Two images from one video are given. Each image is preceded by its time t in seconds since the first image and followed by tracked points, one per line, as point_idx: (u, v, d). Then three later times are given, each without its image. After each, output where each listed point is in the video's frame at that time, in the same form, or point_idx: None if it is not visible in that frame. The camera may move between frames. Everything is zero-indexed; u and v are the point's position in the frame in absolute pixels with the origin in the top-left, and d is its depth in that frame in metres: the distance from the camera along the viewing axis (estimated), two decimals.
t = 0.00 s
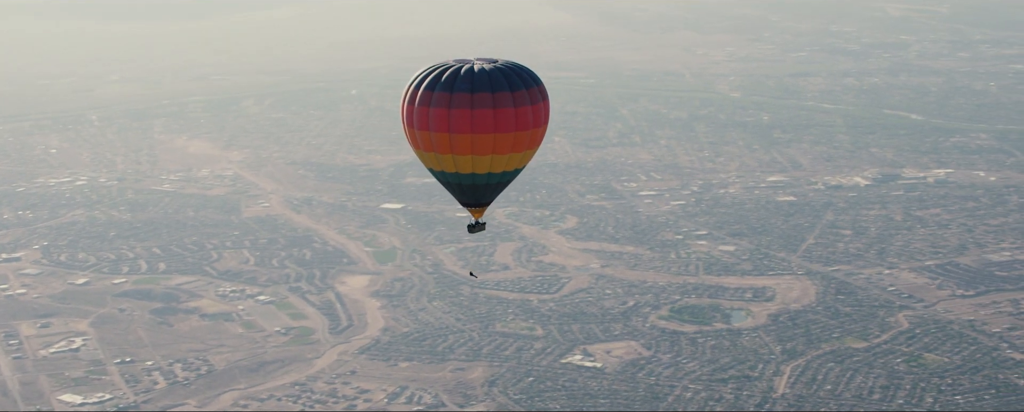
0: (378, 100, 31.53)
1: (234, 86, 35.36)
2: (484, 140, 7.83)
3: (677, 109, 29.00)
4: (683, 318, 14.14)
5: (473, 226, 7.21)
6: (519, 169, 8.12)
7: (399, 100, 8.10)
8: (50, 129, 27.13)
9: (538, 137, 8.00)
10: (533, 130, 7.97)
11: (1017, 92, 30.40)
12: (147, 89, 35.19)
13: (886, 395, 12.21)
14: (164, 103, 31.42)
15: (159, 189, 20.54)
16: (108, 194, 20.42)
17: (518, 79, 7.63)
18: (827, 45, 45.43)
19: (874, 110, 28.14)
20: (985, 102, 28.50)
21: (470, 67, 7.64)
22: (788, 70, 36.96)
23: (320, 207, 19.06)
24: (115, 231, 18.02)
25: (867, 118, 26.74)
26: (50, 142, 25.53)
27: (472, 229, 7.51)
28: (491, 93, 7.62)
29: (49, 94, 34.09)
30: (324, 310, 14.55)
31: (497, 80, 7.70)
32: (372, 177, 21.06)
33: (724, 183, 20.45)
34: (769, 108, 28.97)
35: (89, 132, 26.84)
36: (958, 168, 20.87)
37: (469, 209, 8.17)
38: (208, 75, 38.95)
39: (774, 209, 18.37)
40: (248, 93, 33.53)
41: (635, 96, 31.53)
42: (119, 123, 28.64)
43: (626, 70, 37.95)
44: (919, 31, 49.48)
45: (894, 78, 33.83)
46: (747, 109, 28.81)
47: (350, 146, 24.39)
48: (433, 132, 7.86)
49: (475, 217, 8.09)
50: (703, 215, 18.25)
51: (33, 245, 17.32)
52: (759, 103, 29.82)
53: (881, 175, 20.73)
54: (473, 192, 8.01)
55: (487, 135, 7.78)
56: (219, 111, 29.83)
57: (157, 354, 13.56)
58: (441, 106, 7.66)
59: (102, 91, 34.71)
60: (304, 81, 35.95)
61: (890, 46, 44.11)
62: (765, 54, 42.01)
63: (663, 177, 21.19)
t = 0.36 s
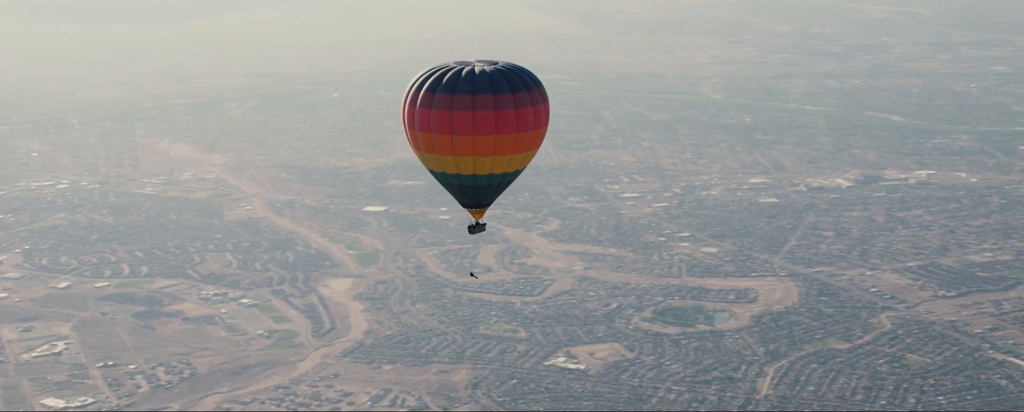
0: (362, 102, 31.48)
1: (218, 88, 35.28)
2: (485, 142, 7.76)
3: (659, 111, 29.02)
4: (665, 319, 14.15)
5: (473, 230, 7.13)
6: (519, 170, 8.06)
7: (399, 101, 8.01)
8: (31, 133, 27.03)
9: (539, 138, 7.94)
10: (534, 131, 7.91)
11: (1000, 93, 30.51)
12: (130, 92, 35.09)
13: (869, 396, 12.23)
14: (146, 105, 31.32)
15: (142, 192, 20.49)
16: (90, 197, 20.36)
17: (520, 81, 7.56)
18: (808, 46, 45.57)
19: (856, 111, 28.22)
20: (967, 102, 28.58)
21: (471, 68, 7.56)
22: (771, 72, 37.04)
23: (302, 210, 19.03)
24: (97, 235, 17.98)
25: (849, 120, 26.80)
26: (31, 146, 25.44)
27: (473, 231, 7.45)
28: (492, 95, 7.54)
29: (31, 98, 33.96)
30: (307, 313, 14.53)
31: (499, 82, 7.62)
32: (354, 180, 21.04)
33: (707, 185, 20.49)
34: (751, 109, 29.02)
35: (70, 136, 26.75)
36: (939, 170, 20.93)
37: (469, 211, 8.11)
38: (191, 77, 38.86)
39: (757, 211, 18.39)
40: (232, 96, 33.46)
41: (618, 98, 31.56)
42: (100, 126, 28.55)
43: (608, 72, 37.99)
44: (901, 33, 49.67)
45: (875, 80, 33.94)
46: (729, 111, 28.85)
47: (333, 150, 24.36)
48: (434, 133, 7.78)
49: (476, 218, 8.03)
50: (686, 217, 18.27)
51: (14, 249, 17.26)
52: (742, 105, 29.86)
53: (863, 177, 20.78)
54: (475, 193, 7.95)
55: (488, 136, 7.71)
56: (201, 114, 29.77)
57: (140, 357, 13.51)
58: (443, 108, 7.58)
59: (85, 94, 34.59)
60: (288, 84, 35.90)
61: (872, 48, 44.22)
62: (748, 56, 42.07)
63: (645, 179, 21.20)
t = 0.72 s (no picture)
0: (347, 105, 31.44)
1: (203, 91, 35.20)
2: (485, 143, 7.94)
3: (642, 113, 29.02)
4: (651, 321, 14.17)
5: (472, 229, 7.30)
6: (519, 171, 8.23)
7: (400, 103, 8.20)
8: (15, 137, 26.94)
9: (539, 139, 8.11)
10: (534, 133, 8.08)
11: (983, 93, 30.65)
12: (115, 95, 34.98)
13: (854, 397, 12.25)
14: (129, 108, 31.22)
15: (126, 195, 20.44)
16: (74, 200, 20.32)
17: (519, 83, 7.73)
18: (792, 48, 45.66)
19: (839, 113, 28.28)
20: (950, 104, 28.69)
21: (471, 70, 7.74)
22: (755, 74, 37.09)
23: (287, 212, 19.00)
24: (81, 238, 17.94)
25: (833, 122, 26.87)
26: (14, 149, 25.35)
27: (472, 230, 7.63)
28: (492, 96, 7.72)
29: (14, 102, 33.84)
30: (292, 316, 14.51)
31: (498, 83, 7.79)
32: (339, 183, 21.02)
33: (691, 187, 20.51)
34: (735, 111, 29.05)
35: (53, 139, 26.66)
36: (923, 171, 21.01)
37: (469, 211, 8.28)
38: (175, 81, 38.77)
39: (741, 212, 18.42)
40: (218, 99, 33.39)
41: (603, 100, 31.58)
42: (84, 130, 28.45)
43: (592, 74, 38.01)
44: (884, 35, 49.81)
45: (859, 82, 34.03)
46: (712, 113, 28.87)
47: (318, 152, 24.33)
48: (435, 134, 7.96)
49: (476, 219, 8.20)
50: (670, 219, 18.28)
51: None
52: (726, 107, 29.89)
53: (847, 178, 20.83)
54: (475, 193, 8.12)
55: (487, 138, 7.88)
56: (185, 117, 29.68)
57: (124, 360, 13.48)
58: (444, 109, 7.76)
59: (69, 97, 34.48)
60: (274, 88, 35.84)
61: (855, 50, 44.36)
62: (733, 58, 42.13)
63: (630, 180, 21.21)
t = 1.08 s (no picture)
0: (333, 107, 31.39)
1: (190, 94, 35.15)
2: (485, 144, 8.05)
3: (628, 115, 29.03)
4: (637, 323, 14.16)
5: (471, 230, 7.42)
6: (519, 172, 8.34)
7: (402, 104, 8.33)
8: None
9: (539, 140, 8.22)
10: (534, 134, 8.19)
11: (967, 94, 30.76)
12: (101, 97, 34.91)
13: (840, 398, 12.27)
14: (114, 111, 31.14)
15: (111, 197, 20.40)
16: (59, 203, 20.28)
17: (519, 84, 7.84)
18: (777, 50, 45.75)
19: (824, 114, 28.33)
20: (935, 105, 28.80)
21: (471, 72, 7.85)
22: (741, 76, 37.13)
23: (273, 214, 18.97)
24: (67, 241, 17.91)
25: (818, 123, 26.91)
26: None
27: (472, 231, 7.74)
28: (492, 97, 7.83)
29: None
30: (278, 318, 14.49)
31: (498, 85, 7.90)
32: (324, 185, 20.99)
33: (677, 188, 20.53)
34: (720, 113, 29.08)
35: (37, 142, 26.58)
36: (908, 172, 21.07)
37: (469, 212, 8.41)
38: (162, 83, 38.71)
39: (727, 213, 18.43)
40: (204, 101, 33.33)
41: (588, 102, 31.58)
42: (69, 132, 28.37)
43: (578, 76, 38.02)
44: (868, 37, 49.93)
45: (844, 83, 34.11)
46: (698, 114, 28.88)
47: (303, 155, 24.29)
48: (436, 135, 8.08)
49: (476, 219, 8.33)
50: (656, 221, 18.28)
51: None
52: (712, 108, 29.91)
53: (833, 179, 20.86)
54: (475, 194, 8.23)
55: (488, 139, 8.00)
56: (169, 119, 29.60)
57: (110, 363, 13.45)
58: (445, 110, 7.88)
59: (54, 100, 34.40)
60: (261, 90, 35.80)
61: (840, 52, 44.48)
62: (719, 60, 42.16)
63: (615, 182, 21.21)
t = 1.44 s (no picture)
0: (318, 109, 31.35)
1: (175, 96, 35.08)
2: (485, 144, 8.21)
3: (612, 117, 29.03)
4: (622, 324, 14.15)
5: (472, 230, 7.59)
6: (519, 172, 8.51)
7: (401, 106, 8.47)
8: None
9: (538, 140, 8.39)
10: (533, 135, 8.36)
11: (950, 95, 30.86)
12: (85, 99, 34.82)
13: (824, 399, 12.29)
14: (97, 113, 31.04)
15: (95, 200, 20.36)
16: (43, 206, 20.24)
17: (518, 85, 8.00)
18: (760, 52, 45.83)
19: (808, 116, 28.38)
20: (917, 106, 28.89)
21: (471, 74, 8.00)
22: (725, 77, 37.17)
23: (257, 217, 18.94)
24: (51, 243, 17.88)
25: (801, 125, 26.96)
26: None
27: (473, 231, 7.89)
28: (492, 99, 7.99)
29: None
30: (263, 321, 14.47)
31: (498, 86, 8.06)
32: (308, 188, 20.96)
33: (661, 190, 20.54)
34: (703, 114, 29.09)
35: (20, 145, 26.49)
36: (892, 173, 21.14)
37: (469, 212, 8.57)
38: (146, 85, 38.61)
39: (712, 215, 18.44)
40: (189, 103, 33.27)
41: (573, 103, 31.59)
42: (53, 135, 28.30)
43: (562, 77, 38.04)
44: (852, 38, 50.07)
45: (827, 84, 34.18)
46: (681, 116, 28.89)
47: (287, 157, 24.25)
48: (437, 137, 8.23)
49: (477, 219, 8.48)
50: (641, 222, 18.30)
51: None
52: (696, 110, 29.91)
53: (816, 180, 20.90)
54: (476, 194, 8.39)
55: (487, 140, 8.16)
56: (154, 121, 29.52)
57: (94, 366, 13.41)
58: (445, 112, 8.03)
59: (37, 103, 34.29)
60: (247, 92, 35.73)
61: (823, 53, 44.59)
62: (705, 61, 42.21)
63: (600, 184, 21.21)
